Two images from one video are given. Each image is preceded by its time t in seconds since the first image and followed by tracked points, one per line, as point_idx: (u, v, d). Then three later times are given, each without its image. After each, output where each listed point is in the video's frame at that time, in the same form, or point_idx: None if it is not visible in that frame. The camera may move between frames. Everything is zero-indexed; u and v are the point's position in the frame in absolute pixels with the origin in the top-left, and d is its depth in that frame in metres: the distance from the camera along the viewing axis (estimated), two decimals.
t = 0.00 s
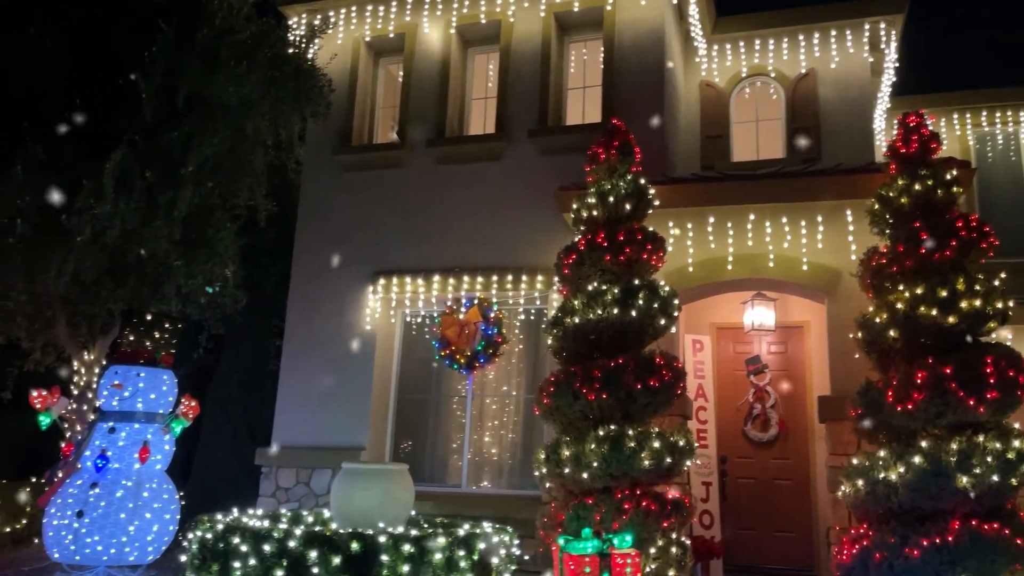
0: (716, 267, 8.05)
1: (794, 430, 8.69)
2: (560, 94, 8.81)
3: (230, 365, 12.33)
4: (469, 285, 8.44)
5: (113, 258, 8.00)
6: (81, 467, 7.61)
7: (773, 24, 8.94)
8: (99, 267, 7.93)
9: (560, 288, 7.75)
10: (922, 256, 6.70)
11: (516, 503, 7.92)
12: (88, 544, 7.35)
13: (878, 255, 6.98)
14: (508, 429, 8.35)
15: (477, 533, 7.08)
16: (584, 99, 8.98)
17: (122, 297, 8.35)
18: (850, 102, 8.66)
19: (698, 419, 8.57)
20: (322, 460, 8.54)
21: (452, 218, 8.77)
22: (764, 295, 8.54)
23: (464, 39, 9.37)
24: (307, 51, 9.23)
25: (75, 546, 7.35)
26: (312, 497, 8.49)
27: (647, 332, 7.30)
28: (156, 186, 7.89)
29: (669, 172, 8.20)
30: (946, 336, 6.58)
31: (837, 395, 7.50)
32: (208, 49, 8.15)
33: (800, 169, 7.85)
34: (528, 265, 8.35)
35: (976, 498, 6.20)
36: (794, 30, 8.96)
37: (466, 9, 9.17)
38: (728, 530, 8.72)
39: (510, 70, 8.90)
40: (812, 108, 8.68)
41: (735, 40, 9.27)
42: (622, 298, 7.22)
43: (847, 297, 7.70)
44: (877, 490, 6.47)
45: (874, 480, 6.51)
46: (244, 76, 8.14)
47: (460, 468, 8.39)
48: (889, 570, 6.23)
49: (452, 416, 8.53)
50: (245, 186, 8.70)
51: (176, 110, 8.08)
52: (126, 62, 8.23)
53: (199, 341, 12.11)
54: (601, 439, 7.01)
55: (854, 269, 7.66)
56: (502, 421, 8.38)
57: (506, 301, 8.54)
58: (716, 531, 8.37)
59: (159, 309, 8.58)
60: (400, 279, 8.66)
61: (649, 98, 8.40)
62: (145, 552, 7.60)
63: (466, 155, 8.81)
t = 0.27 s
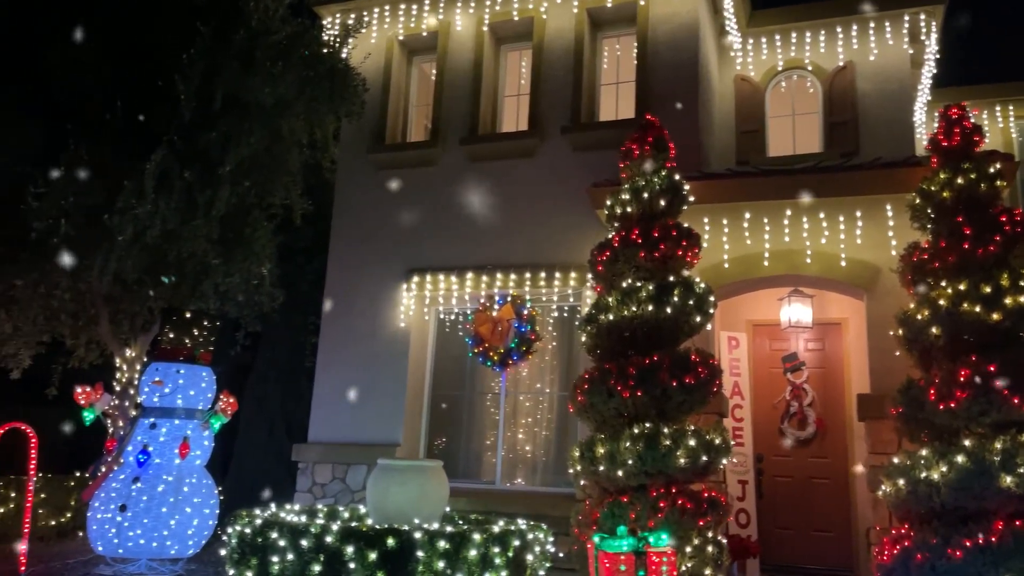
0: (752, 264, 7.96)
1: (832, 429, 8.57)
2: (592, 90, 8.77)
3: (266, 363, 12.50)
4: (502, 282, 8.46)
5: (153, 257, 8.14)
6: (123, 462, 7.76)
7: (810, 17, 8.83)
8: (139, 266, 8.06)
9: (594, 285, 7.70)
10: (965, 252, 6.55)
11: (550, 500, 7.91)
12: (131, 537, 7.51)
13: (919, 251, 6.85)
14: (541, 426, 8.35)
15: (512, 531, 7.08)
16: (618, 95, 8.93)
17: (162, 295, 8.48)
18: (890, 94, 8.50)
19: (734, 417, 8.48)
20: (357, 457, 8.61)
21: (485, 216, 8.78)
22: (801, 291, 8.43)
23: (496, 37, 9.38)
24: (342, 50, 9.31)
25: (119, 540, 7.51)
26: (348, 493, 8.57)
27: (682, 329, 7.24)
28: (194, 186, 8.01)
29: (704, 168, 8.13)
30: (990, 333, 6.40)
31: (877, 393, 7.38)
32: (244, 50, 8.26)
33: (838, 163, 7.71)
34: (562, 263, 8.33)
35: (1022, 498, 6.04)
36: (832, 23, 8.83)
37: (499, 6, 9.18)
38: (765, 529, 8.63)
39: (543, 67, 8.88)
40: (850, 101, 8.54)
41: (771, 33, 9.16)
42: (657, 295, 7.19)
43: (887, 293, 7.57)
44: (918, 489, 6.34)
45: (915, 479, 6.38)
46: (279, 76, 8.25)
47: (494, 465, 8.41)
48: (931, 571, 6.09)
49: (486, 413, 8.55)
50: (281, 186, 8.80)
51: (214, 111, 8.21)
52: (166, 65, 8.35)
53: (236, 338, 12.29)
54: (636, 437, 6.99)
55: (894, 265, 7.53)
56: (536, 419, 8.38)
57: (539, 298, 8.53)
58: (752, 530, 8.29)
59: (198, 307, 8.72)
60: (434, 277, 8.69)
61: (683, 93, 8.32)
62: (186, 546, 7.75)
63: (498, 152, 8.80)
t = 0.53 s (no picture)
0: (790, 262, 7.89)
1: (872, 429, 8.44)
2: (626, 88, 8.73)
3: (303, 362, 12.64)
4: (536, 281, 8.45)
5: (192, 257, 8.28)
6: (165, 459, 7.91)
7: (848, 11, 8.71)
8: (180, 267, 8.20)
9: (629, 284, 7.67)
10: (1010, 248, 6.39)
11: (585, 500, 7.89)
12: (173, 533, 7.65)
13: (962, 248, 6.71)
14: (576, 426, 8.33)
15: (546, 530, 7.11)
16: (652, 92, 8.87)
17: (202, 295, 8.59)
18: (931, 89, 8.34)
19: (771, 417, 8.40)
20: (393, 455, 8.68)
21: (518, 215, 8.79)
22: (840, 289, 8.32)
23: (530, 36, 9.38)
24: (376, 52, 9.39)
25: (161, 535, 7.66)
26: (383, 491, 8.64)
27: (719, 328, 7.17)
28: (233, 187, 8.14)
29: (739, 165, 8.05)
30: None
31: (918, 393, 7.26)
32: (281, 53, 8.37)
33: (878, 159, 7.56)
34: (596, 261, 8.30)
35: None
36: (870, 16, 8.69)
37: (532, 5, 9.18)
38: (803, 530, 8.53)
39: (576, 66, 8.86)
40: (889, 96, 8.38)
41: (807, 29, 9.05)
42: (692, 294, 7.13)
43: (928, 291, 7.44)
44: (962, 491, 6.21)
45: (958, 481, 6.25)
46: (315, 78, 8.33)
47: (528, 464, 8.42)
48: (976, 575, 5.92)
49: (520, 412, 8.56)
50: (317, 186, 8.89)
51: (252, 113, 8.32)
52: (205, 69, 8.48)
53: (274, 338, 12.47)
54: (671, 437, 6.95)
55: (935, 262, 7.40)
56: (570, 418, 8.37)
57: (573, 297, 8.52)
58: (790, 531, 8.18)
59: (237, 307, 8.85)
60: (467, 276, 8.72)
61: (719, 90, 8.25)
62: (226, 542, 7.87)
63: (532, 151, 8.80)
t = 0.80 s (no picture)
0: (827, 260, 7.78)
1: (913, 430, 8.30)
2: (659, 86, 8.69)
3: (338, 361, 12.77)
4: (569, 281, 8.44)
5: (231, 259, 8.41)
6: (204, 457, 8.03)
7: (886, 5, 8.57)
8: (218, 268, 8.34)
9: (663, 283, 7.61)
10: None
11: (620, 500, 7.86)
12: (213, 530, 7.78)
13: (1006, 245, 6.55)
14: (611, 426, 8.31)
15: (581, 530, 7.10)
16: (686, 90, 8.81)
17: (240, 296, 8.72)
18: (972, 83, 8.17)
19: (809, 417, 8.37)
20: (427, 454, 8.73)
21: (551, 215, 8.79)
22: (879, 288, 8.19)
23: (562, 36, 9.38)
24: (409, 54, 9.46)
25: (202, 532, 7.79)
26: (418, 491, 8.70)
27: (755, 328, 7.10)
28: (270, 189, 8.25)
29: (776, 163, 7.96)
30: None
31: (961, 393, 7.12)
32: (316, 56, 8.47)
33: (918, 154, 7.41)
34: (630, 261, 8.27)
35: None
36: (909, 10, 8.55)
37: (564, 5, 9.17)
38: (842, 532, 8.42)
39: (609, 65, 8.84)
40: (929, 91, 8.23)
41: (844, 23, 8.93)
42: (728, 294, 7.06)
43: (971, 289, 7.28)
44: (1007, 493, 6.07)
45: (1003, 483, 6.12)
46: (351, 81, 8.40)
47: (563, 464, 8.41)
48: None
49: (554, 413, 8.56)
50: (352, 188, 8.98)
51: (288, 116, 8.44)
52: (241, 73, 8.60)
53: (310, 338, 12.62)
54: (708, 437, 6.89)
55: (979, 260, 7.23)
56: (604, 418, 8.35)
57: (607, 297, 8.51)
58: (829, 533, 8.10)
59: (274, 307, 8.97)
60: (501, 276, 8.75)
61: (754, 86, 8.17)
62: (264, 539, 7.98)
63: (565, 151, 8.80)
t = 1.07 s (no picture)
0: (866, 259, 7.65)
1: (956, 431, 8.13)
2: (694, 84, 8.62)
3: (374, 362, 12.89)
4: (604, 281, 8.41)
5: (268, 261, 8.52)
6: (244, 456, 8.16)
7: None
8: (256, 270, 8.44)
9: (699, 283, 7.56)
10: None
11: (657, 500, 7.81)
12: (253, 528, 7.88)
13: None
14: (646, 426, 8.27)
15: (618, 531, 7.03)
16: (720, 88, 8.74)
17: (278, 298, 8.84)
18: (1016, 76, 7.97)
19: (849, 418, 8.23)
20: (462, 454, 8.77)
21: (585, 215, 8.77)
22: (920, 286, 8.05)
23: (596, 35, 9.36)
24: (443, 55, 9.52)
25: (242, 530, 7.91)
26: (454, 490, 8.75)
27: (793, 328, 7.01)
28: (306, 192, 8.35)
29: (813, 160, 7.85)
30: None
31: (1006, 393, 6.95)
32: (351, 59, 8.55)
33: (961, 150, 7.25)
34: (665, 260, 8.22)
35: None
36: (950, 3, 8.39)
37: (597, 4, 9.15)
38: (883, 534, 8.29)
39: (643, 63, 8.80)
40: (971, 85, 8.06)
41: (882, 17, 8.80)
42: (765, 293, 6.98)
43: (1017, 287, 7.11)
44: None
45: None
46: (386, 84, 8.48)
47: (598, 465, 8.39)
48: None
49: (589, 413, 8.54)
50: (387, 189, 9.06)
51: (323, 119, 8.53)
52: (278, 77, 8.72)
53: (346, 339, 12.75)
54: (745, 438, 6.82)
55: None
56: (640, 419, 8.31)
57: (641, 296, 8.47)
58: (869, 536, 7.98)
59: (311, 308, 9.07)
60: (535, 276, 8.75)
61: (791, 83, 8.08)
62: (303, 537, 8.08)
63: (599, 150, 8.77)
